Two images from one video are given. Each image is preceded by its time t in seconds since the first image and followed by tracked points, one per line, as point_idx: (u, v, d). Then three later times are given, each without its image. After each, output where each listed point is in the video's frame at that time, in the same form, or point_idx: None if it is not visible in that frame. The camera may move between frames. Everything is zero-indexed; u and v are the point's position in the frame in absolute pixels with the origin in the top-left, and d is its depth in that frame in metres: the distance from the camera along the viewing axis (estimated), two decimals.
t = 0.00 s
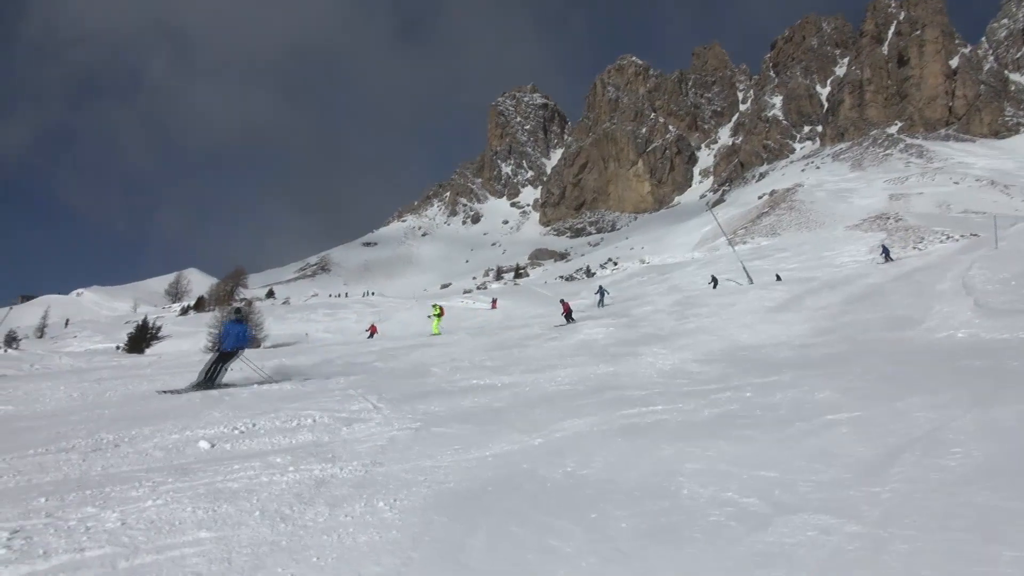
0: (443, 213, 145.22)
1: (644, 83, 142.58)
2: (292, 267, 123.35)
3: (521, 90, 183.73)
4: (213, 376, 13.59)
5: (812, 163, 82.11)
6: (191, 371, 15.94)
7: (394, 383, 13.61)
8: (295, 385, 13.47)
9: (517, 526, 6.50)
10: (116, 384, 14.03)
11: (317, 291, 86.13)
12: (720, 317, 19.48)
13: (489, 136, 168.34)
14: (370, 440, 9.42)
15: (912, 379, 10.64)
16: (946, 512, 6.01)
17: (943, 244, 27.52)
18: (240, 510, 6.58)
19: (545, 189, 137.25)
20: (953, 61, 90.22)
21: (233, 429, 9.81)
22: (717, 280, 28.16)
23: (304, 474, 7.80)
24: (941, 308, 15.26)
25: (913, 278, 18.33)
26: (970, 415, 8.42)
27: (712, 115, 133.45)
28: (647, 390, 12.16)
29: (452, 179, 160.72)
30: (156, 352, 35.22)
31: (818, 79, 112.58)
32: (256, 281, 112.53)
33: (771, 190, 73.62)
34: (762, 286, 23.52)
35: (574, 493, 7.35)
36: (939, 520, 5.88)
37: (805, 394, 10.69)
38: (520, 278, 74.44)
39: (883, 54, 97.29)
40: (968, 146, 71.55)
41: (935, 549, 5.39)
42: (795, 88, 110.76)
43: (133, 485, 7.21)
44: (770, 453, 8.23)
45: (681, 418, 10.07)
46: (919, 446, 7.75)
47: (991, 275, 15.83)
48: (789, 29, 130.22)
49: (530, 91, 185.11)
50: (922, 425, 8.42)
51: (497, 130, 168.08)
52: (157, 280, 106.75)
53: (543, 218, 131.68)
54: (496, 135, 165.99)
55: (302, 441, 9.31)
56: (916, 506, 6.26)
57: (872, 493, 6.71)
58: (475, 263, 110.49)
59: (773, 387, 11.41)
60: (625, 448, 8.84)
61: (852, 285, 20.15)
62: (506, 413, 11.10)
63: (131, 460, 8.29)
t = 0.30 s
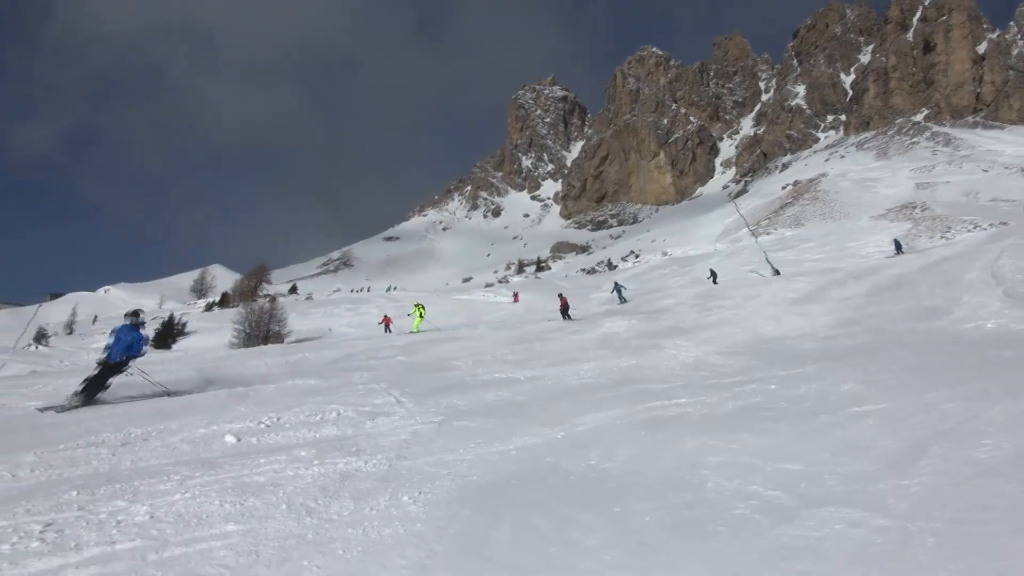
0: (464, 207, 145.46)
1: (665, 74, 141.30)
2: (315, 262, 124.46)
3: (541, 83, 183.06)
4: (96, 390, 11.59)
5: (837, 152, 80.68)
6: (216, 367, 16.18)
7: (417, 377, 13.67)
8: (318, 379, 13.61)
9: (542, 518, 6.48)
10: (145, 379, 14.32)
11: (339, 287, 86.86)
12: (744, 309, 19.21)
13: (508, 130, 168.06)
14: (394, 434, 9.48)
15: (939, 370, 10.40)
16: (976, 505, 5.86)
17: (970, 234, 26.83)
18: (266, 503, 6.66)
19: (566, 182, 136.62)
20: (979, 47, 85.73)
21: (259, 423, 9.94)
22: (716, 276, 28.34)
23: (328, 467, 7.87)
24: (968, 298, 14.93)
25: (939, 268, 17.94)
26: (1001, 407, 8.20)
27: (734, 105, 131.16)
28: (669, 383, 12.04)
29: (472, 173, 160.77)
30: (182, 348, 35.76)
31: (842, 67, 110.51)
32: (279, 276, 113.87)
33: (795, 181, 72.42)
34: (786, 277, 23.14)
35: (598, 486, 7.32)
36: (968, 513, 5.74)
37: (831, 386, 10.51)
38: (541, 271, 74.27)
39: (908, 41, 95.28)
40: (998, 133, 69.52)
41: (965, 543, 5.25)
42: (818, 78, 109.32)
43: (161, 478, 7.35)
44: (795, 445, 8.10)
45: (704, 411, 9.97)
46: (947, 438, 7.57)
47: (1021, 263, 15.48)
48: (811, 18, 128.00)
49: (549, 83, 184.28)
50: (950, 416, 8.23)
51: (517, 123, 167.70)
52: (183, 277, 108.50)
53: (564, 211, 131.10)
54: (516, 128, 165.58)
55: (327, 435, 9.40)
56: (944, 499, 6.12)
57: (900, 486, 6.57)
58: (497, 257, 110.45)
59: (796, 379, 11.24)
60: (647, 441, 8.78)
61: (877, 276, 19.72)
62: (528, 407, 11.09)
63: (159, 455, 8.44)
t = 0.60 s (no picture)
0: (493, 200, 145.55)
1: (695, 64, 139.18)
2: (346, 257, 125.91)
3: (569, 76, 182.08)
4: None
5: (872, 140, 78.42)
6: (251, 361, 16.50)
7: (449, 371, 13.75)
8: (352, 374, 13.81)
9: (574, 512, 6.45)
10: (182, 374, 14.66)
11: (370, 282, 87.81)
12: (778, 301, 18.80)
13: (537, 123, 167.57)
14: (426, 427, 9.55)
15: (981, 361, 10.04)
16: (1021, 502, 5.65)
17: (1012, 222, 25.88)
18: (301, 496, 6.76)
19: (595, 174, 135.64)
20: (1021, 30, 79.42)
21: (293, 418, 10.10)
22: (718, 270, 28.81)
23: (362, 461, 7.96)
24: (1010, 289, 14.45)
25: (979, 257, 17.34)
26: None
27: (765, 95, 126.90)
28: (702, 375, 11.86)
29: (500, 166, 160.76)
30: (217, 343, 36.52)
31: (876, 54, 107.26)
32: (312, 272, 115.57)
33: (829, 170, 70.66)
34: (820, 268, 22.63)
35: (631, 479, 7.25)
36: (1013, 509, 5.54)
37: (867, 378, 10.22)
38: (571, 264, 73.96)
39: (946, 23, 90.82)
40: None
41: (1011, 539, 5.06)
42: (852, 63, 106.73)
43: (200, 472, 7.50)
44: (832, 438, 7.91)
45: (738, 404, 9.78)
46: (991, 431, 7.30)
47: None
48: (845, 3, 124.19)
49: (577, 75, 183.07)
50: (993, 408, 7.93)
51: (546, 116, 167.15)
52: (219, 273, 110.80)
53: (593, 203, 130.19)
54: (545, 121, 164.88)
55: (360, 429, 9.51)
56: (987, 494, 5.91)
57: (941, 479, 6.36)
58: (527, 250, 110.40)
59: (832, 371, 10.98)
60: (680, 434, 8.66)
61: (914, 265, 19.13)
62: (560, 400, 11.05)
63: (198, 448, 8.64)
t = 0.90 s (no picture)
0: (526, 193, 145.34)
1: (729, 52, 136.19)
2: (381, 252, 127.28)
3: (601, 67, 180.35)
4: None
5: (913, 126, 75.73)
6: (288, 356, 16.82)
7: (482, 365, 13.77)
8: (387, 367, 13.97)
9: (609, 504, 6.39)
10: (221, 368, 15.02)
11: (403, 276, 88.59)
12: (817, 292, 18.31)
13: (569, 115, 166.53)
14: (461, 420, 9.59)
15: None
16: None
17: None
18: (338, 488, 6.85)
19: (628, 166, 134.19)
20: None
21: (329, 411, 10.25)
22: (722, 267, 29.24)
23: (398, 454, 8.03)
24: None
25: None
26: None
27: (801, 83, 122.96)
28: (738, 368, 11.63)
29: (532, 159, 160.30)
30: (255, 338, 37.32)
31: (917, 38, 103.30)
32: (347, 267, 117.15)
33: (868, 158, 68.54)
34: (860, 258, 21.93)
35: (666, 473, 7.15)
36: None
37: (909, 370, 9.86)
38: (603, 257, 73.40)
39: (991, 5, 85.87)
40: None
41: None
42: (891, 49, 102.97)
43: (240, 464, 7.67)
44: (873, 431, 7.65)
45: (776, 396, 9.57)
46: None
47: None
48: None
49: (609, 66, 181.15)
50: None
51: (578, 108, 165.99)
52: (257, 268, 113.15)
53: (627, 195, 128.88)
54: (577, 114, 163.65)
55: (396, 422, 9.60)
56: None
57: (987, 473, 6.10)
58: (559, 243, 109.97)
59: (872, 363, 10.64)
60: (717, 427, 8.50)
61: (957, 255, 18.39)
62: (593, 393, 10.96)
63: (237, 441, 8.83)
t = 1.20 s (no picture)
0: (557, 187, 144.78)
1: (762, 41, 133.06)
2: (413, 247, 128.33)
3: (631, 59, 178.45)
4: None
5: (953, 114, 73.03)
6: (324, 350, 17.13)
7: (515, 358, 13.79)
8: (421, 361, 14.10)
9: (642, 498, 6.33)
10: (258, 363, 15.37)
11: (434, 271, 89.21)
12: (853, 283, 17.85)
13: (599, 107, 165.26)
14: (493, 414, 9.61)
15: None
16: None
17: None
18: (373, 481, 6.93)
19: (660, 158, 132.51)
20: None
21: (364, 405, 10.38)
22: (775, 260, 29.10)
23: (432, 447, 8.09)
24: None
25: None
26: None
27: (837, 71, 119.45)
28: (774, 361, 11.40)
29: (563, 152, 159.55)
30: (290, 333, 38.00)
31: (958, 23, 100.68)
32: (380, 262, 118.47)
33: (907, 146, 66.45)
34: (899, 248, 21.27)
35: (700, 466, 7.05)
36: None
37: (950, 363, 9.51)
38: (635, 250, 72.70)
39: None
40: None
41: None
42: (930, 34, 100.04)
43: (277, 457, 7.83)
44: (913, 425, 7.41)
45: (813, 389, 9.35)
46: None
47: None
48: None
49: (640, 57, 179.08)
50: None
51: (608, 101, 164.67)
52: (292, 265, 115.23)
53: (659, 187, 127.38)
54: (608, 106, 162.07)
55: (429, 416, 9.67)
56: None
57: None
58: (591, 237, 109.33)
59: (912, 355, 10.31)
60: (752, 421, 8.34)
61: (1000, 246, 17.71)
62: (626, 387, 10.89)
63: (275, 435, 9.00)
